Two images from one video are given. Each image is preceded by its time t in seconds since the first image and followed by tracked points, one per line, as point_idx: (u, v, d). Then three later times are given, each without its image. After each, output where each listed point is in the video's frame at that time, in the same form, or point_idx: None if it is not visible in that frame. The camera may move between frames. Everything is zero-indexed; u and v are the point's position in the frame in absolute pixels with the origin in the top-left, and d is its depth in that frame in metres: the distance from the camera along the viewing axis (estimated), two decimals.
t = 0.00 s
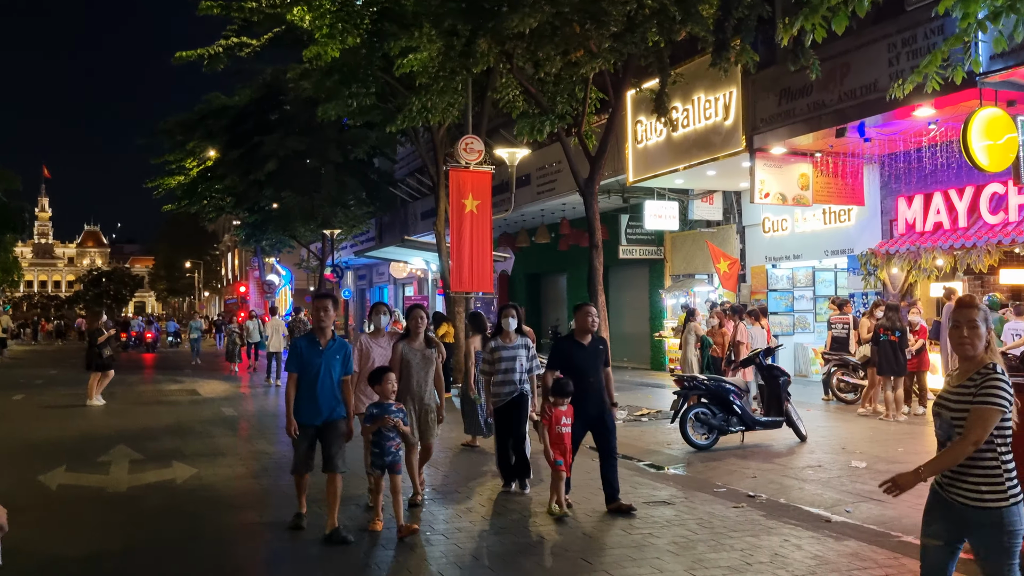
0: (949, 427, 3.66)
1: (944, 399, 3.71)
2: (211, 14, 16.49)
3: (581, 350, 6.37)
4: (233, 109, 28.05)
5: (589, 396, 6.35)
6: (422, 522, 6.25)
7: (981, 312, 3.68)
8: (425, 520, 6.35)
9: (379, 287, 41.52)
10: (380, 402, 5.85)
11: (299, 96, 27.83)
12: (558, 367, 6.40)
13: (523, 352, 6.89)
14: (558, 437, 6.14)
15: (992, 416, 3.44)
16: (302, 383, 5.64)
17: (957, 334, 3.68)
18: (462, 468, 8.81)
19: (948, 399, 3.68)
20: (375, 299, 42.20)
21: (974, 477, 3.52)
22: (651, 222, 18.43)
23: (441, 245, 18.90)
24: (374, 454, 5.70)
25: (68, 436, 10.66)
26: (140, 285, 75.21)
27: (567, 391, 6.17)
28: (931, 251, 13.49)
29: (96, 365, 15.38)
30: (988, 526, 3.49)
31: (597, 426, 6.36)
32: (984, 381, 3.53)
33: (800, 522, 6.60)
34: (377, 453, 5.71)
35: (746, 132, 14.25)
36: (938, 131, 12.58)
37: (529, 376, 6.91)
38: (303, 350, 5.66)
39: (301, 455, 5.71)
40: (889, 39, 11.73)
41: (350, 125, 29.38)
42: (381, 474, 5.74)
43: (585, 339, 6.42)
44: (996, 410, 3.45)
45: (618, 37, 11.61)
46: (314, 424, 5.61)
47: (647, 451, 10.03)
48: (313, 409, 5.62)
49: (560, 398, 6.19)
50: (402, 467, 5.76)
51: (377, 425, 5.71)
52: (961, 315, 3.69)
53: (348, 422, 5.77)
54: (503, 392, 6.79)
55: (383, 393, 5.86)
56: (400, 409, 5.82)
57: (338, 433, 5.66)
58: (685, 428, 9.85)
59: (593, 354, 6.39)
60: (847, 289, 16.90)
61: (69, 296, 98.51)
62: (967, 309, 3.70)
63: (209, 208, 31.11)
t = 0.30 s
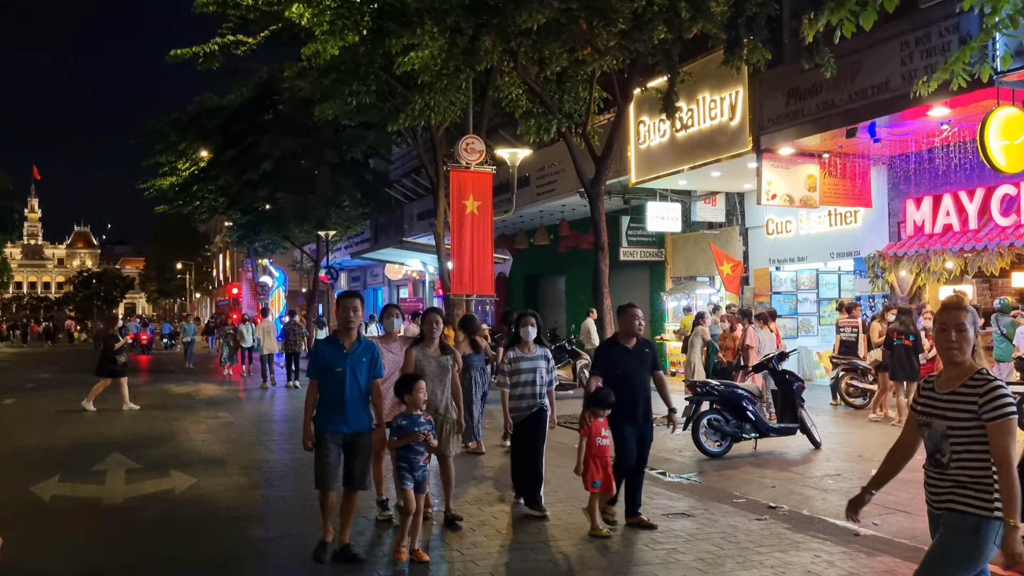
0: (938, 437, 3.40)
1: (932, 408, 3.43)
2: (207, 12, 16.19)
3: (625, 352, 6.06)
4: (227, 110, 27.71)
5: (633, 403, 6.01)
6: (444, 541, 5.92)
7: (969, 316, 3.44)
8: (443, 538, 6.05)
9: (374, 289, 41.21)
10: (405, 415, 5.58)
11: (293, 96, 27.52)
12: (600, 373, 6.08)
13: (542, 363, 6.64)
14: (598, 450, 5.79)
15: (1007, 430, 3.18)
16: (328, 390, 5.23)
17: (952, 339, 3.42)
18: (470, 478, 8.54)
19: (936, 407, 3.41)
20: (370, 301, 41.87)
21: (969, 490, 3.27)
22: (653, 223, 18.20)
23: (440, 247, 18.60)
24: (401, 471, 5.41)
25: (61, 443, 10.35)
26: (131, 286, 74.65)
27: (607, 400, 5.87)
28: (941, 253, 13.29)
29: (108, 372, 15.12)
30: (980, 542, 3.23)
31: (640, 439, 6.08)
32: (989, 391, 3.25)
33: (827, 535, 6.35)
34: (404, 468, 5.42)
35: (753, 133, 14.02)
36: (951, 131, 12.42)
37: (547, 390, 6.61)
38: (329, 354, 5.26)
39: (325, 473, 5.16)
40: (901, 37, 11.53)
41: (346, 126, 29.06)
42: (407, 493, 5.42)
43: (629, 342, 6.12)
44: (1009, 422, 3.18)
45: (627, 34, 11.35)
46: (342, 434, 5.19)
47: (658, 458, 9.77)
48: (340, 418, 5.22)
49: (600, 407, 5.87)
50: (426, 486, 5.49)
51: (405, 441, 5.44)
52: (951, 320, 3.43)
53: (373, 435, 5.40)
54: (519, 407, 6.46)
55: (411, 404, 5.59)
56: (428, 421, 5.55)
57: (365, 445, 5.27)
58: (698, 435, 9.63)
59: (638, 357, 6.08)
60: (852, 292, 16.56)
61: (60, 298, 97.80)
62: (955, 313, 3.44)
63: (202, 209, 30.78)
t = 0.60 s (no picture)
0: (917, 442, 3.14)
1: (912, 408, 3.18)
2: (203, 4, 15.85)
3: (667, 355, 5.62)
4: (222, 107, 27.35)
5: (679, 408, 5.60)
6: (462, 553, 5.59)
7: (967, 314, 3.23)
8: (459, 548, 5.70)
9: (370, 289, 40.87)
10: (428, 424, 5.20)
11: (290, 92, 27.15)
12: (639, 375, 5.65)
13: (566, 359, 6.23)
14: (643, 458, 5.53)
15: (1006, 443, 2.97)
16: (344, 399, 4.83)
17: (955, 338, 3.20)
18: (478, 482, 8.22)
19: (916, 409, 3.17)
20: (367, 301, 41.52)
21: (953, 501, 3.05)
22: (657, 221, 17.90)
23: (440, 245, 18.23)
24: (427, 487, 5.06)
25: (51, 446, 10.02)
26: (125, 286, 74.21)
27: (652, 404, 5.48)
28: (954, 251, 13.09)
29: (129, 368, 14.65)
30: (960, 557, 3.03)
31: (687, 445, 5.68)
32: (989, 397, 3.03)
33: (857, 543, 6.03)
34: (431, 484, 5.08)
35: (762, 127, 13.73)
36: (967, 125, 12.19)
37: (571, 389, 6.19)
38: (345, 360, 4.84)
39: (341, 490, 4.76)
40: (917, 29, 11.25)
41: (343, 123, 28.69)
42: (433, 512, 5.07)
43: (671, 343, 5.67)
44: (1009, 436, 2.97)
45: (636, 24, 11.02)
46: (363, 450, 4.80)
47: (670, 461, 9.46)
48: (360, 430, 4.81)
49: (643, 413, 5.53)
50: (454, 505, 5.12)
51: (430, 455, 5.07)
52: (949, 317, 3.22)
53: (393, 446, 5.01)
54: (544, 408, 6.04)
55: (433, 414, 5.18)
56: (454, 432, 5.17)
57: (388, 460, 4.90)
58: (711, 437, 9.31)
59: (681, 359, 5.65)
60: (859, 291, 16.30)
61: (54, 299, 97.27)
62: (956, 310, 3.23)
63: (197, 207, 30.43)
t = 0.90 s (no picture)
0: (945, 474, 2.86)
1: (934, 436, 2.91)
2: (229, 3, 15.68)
3: (744, 363, 5.31)
4: (247, 108, 27.25)
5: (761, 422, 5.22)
6: None
7: (986, 319, 2.86)
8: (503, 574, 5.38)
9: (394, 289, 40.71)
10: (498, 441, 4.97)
11: (314, 91, 26.82)
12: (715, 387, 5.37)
13: (622, 374, 5.73)
14: (724, 476, 5.14)
15: (1007, 476, 2.59)
16: (401, 408, 4.54)
17: (970, 352, 2.85)
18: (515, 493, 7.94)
19: (941, 437, 2.88)
20: (390, 302, 41.37)
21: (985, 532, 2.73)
22: (689, 221, 17.54)
23: (468, 246, 17.94)
24: (494, 512, 4.78)
25: (78, 451, 9.85)
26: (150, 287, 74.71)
27: (736, 417, 5.18)
28: (1002, 252, 12.73)
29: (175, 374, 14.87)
30: None
31: (774, 462, 5.33)
32: (991, 420, 2.69)
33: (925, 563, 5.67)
34: (497, 509, 4.79)
35: (800, 125, 13.38)
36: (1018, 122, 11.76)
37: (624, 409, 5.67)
38: (402, 365, 4.55)
39: (393, 509, 4.50)
40: (966, 22, 10.83)
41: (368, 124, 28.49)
42: (495, 536, 4.82)
43: (748, 349, 5.36)
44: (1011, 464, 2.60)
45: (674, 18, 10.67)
46: (415, 465, 4.53)
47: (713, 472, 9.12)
48: (414, 444, 4.53)
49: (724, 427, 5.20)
50: (529, 528, 4.87)
51: (506, 476, 4.82)
52: (962, 329, 2.87)
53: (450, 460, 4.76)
54: (598, 428, 5.58)
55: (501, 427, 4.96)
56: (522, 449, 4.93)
57: (442, 475, 4.62)
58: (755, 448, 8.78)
59: (759, 367, 5.31)
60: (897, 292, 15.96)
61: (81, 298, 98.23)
62: (967, 319, 2.87)
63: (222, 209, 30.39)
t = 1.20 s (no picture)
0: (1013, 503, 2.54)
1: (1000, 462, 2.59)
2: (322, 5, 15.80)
3: (923, 376, 4.92)
4: (337, 111, 27.63)
5: (932, 447, 4.87)
6: None
7: None
8: None
9: (479, 290, 40.71)
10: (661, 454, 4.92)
11: (401, 93, 26.90)
12: (883, 402, 4.98)
13: (755, 377, 5.33)
14: (892, 496, 4.79)
15: None
16: (548, 426, 4.26)
17: None
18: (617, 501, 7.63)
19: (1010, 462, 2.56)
20: (475, 303, 41.42)
21: None
22: (788, 220, 16.90)
23: (558, 247, 17.65)
24: (658, 535, 4.80)
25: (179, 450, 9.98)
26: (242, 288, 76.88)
27: (903, 433, 4.76)
28: None
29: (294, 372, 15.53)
30: None
31: (943, 488, 4.93)
32: None
33: None
34: (663, 532, 4.81)
35: (912, 116, 12.63)
36: None
37: (762, 410, 5.32)
38: (549, 380, 4.25)
39: (538, 537, 4.23)
40: None
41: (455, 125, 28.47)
42: (664, 560, 4.81)
43: (928, 361, 4.97)
44: None
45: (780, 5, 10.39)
46: (564, 489, 4.26)
47: (828, 483, 8.60)
48: (562, 467, 4.26)
49: (891, 444, 4.81)
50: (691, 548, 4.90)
51: (670, 495, 4.79)
52: None
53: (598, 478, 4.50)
54: (727, 437, 5.21)
55: (665, 442, 4.92)
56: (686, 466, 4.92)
57: (593, 502, 4.34)
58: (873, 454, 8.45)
59: (939, 384, 4.92)
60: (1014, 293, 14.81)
61: (176, 299, 101.74)
62: None
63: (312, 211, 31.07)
